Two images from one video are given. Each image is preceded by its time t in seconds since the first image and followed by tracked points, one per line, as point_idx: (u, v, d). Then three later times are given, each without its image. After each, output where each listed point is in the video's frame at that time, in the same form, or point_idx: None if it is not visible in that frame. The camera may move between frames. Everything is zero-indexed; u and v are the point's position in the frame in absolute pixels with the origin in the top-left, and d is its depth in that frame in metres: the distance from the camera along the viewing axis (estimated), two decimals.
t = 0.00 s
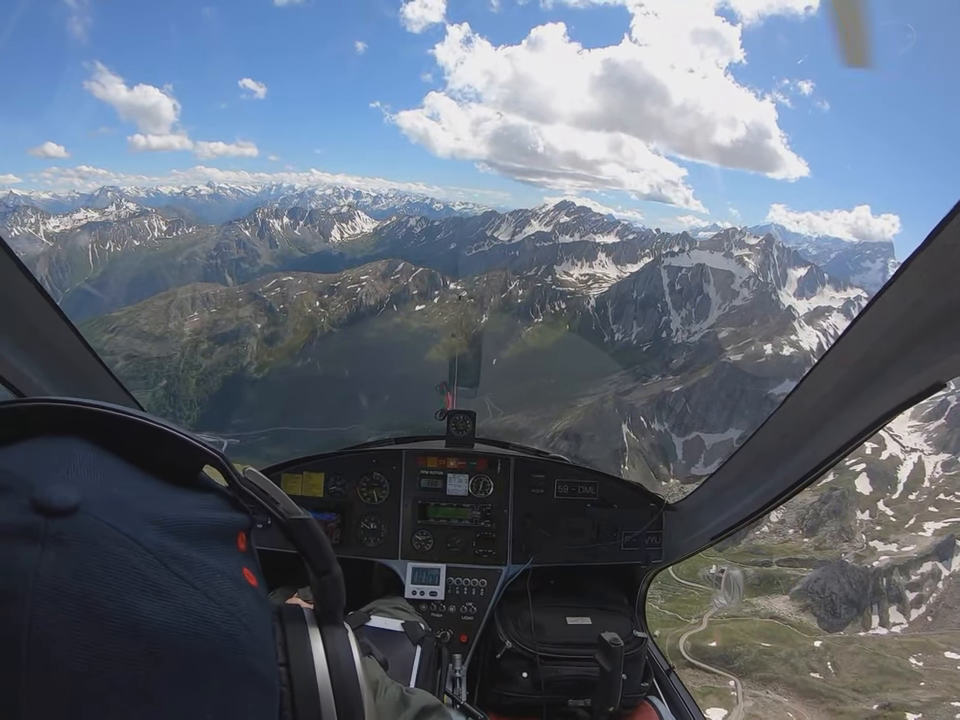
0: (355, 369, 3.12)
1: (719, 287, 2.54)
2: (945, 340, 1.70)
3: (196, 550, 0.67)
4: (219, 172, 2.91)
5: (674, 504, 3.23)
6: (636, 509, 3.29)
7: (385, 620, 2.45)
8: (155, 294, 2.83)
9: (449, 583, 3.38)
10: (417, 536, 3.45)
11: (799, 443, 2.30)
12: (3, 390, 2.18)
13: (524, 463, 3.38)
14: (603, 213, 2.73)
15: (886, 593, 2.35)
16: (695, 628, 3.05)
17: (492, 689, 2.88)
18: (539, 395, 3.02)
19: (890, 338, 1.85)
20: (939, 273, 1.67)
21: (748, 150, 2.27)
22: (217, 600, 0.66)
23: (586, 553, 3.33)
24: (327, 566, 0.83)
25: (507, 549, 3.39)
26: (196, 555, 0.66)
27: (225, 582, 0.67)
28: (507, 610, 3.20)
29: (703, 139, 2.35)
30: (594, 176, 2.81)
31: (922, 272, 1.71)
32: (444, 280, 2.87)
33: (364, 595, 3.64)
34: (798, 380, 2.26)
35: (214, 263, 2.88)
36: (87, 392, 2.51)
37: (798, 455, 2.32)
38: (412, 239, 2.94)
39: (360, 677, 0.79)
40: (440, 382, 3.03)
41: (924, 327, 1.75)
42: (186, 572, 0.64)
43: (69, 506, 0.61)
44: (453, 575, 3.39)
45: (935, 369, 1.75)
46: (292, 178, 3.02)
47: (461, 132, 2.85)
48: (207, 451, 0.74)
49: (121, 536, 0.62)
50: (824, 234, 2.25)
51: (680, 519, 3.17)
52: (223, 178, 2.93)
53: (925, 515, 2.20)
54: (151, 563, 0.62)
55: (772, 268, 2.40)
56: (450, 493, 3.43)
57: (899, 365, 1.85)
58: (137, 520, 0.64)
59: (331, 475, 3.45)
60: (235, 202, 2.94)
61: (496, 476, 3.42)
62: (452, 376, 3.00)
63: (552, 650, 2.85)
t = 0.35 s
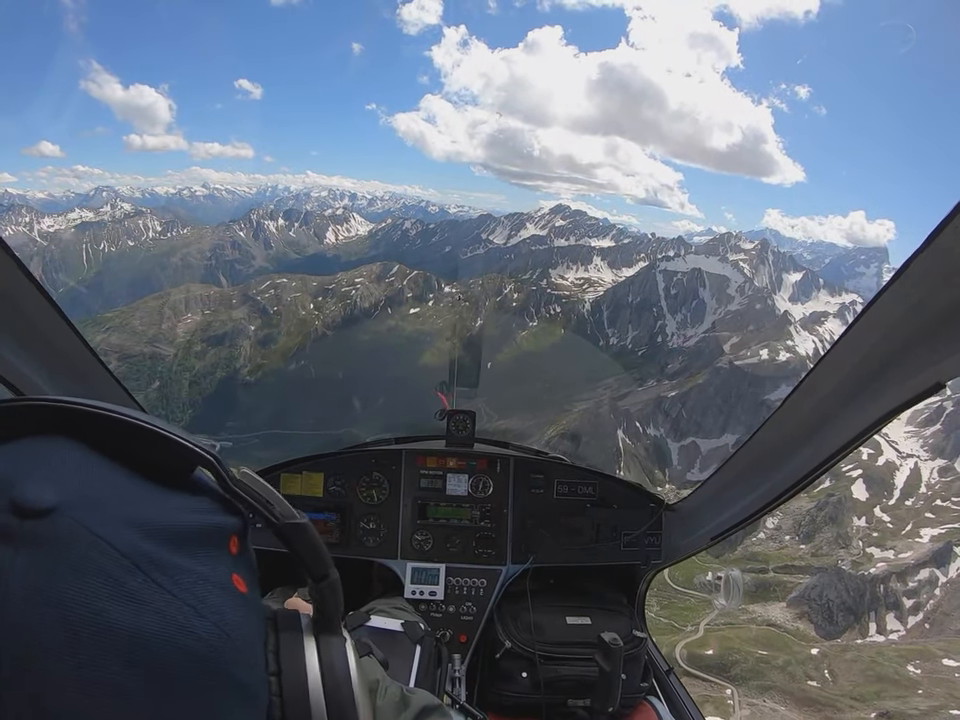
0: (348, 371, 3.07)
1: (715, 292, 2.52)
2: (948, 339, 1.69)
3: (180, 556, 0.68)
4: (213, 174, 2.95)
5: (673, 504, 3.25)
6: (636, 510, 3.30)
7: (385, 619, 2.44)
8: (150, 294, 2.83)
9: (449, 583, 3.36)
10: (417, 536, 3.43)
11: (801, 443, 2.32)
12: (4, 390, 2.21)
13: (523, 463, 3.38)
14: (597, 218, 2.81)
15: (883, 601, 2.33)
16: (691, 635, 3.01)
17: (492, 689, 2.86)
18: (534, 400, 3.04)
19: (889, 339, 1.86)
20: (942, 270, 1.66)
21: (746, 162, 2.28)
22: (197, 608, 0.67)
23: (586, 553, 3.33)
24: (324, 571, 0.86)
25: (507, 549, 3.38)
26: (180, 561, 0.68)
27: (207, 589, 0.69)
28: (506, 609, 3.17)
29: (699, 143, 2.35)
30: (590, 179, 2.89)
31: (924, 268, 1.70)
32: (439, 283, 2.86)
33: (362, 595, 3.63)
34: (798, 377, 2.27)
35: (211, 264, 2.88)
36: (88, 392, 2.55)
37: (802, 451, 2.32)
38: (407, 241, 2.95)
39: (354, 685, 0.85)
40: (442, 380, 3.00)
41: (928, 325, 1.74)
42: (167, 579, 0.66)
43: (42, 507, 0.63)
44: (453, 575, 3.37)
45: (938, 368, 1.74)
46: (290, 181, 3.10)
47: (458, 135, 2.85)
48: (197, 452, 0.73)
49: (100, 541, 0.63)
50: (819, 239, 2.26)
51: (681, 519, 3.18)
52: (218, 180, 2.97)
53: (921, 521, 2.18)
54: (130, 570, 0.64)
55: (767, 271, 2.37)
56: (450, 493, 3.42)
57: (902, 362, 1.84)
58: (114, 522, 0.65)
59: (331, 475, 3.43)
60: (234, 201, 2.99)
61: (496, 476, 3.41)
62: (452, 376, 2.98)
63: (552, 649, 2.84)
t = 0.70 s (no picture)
0: (346, 374, 3.07)
1: (712, 297, 2.52)
2: (949, 336, 1.71)
3: (171, 564, 0.69)
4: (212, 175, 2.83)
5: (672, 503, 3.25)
6: (635, 509, 3.30)
7: (383, 620, 2.42)
8: (143, 296, 2.77)
9: (447, 583, 3.35)
10: (416, 536, 3.42)
11: (800, 441, 2.34)
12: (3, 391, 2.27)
13: (523, 463, 3.37)
14: (596, 223, 2.72)
15: (882, 609, 2.30)
16: (689, 645, 3.02)
17: (491, 689, 2.85)
18: (532, 406, 3.04)
19: (888, 338, 1.87)
20: (941, 268, 1.67)
21: (744, 166, 2.27)
22: (182, 618, 0.68)
23: (584, 553, 3.32)
24: (337, 589, 0.87)
25: (506, 549, 3.37)
26: (170, 569, 0.68)
27: (196, 598, 0.70)
28: (504, 608, 3.16)
29: (696, 147, 2.37)
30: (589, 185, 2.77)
31: (921, 268, 1.71)
32: (437, 285, 2.84)
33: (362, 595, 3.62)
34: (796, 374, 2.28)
35: (207, 265, 2.80)
36: (87, 393, 2.60)
37: (802, 449, 2.34)
38: (404, 245, 2.86)
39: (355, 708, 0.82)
40: (440, 380, 3.04)
41: (928, 323, 1.76)
42: (154, 587, 0.67)
43: (36, 503, 0.65)
44: (450, 574, 3.36)
45: (941, 366, 1.75)
46: (288, 183, 2.92)
47: (455, 138, 2.80)
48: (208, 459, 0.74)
49: (88, 545, 0.65)
50: (816, 245, 2.27)
51: (678, 519, 3.19)
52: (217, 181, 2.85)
53: (921, 528, 2.16)
54: (115, 575, 0.65)
55: (765, 278, 2.36)
56: (448, 492, 3.42)
57: (903, 360, 1.86)
58: (106, 525, 0.66)
59: (330, 475, 3.43)
60: (230, 204, 2.84)
61: (494, 476, 3.40)
62: (451, 376, 3.01)
63: (551, 649, 2.82)
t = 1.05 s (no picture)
0: (343, 377, 3.03)
1: (712, 303, 2.51)
2: (942, 339, 1.72)
3: (203, 548, 0.70)
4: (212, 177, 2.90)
5: (670, 503, 3.24)
6: (632, 508, 3.30)
7: (380, 620, 2.36)
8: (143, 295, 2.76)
9: (446, 583, 3.32)
10: (414, 536, 3.40)
11: (798, 439, 2.34)
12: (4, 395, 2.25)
13: (521, 463, 3.35)
14: (595, 228, 2.74)
15: (883, 619, 2.27)
16: (687, 655, 2.99)
17: (490, 688, 2.83)
18: (531, 411, 3.02)
19: (886, 336, 1.87)
20: (936, 269, 1.68)
21: (743, 172, 2.21)
22: (223, 597, 0.69)
23: (582, 552, 3.31)
24: (330, 567, 0.88)
25: (505, 549, 3.35)
26: (203, 552, 0.70)
27: (230, 579, 0.71)
28: (503, 608, 3.15)
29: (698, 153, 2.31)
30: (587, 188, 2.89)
31: (918, 269, 1.72)
32: (434, 290, 2.81)
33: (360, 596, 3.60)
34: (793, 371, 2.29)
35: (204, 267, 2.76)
36: (87, 394, 2.55)
37: (800, 448, 2.34)
38: (405, 248, 2.91)
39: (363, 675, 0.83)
40: (438, 380, 3.03)
41: (922, 325, 1.76)
42: (194, 570, 0.68)
43: (75, 505, 0.64)
44: (450, 574, 3.33)
45: (934, 367, 1.76)
46: (288, 184, 3.04)
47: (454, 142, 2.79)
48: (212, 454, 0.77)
49: (130, 532, 0.65)
50: (814, 252, 2.22)
51: (676, 519, 3.18)
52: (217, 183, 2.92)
53: (921, 537, 2.13)
54: (159, 559, 0.65)
55: (764, 285, 2.35)
56: (447, 492, 3.40)
57: (899, 361, 1.86)
58: (144, 520, 0.67)
59: (328, 475, 3.42)
60: (231, 204, 2.91)
61: (493, 476, 3.38)
62: (449, 375, 2.98)
63: (550, 648, 2.82)
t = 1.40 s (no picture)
0: (342, 380, 3.04)
1: (713, 309, 2.51)
2: (938, 339, 1.69)
3: (210, 547, 0.70)
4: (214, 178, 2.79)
5: (667, 503, 3.21)
6: (630, 508, 3.28)
7: (378, 620, 2.33)
8: (144, 296, 2.74)
9: (443, 584, 3.31)
10: (411, 537, 3.38)
11: (793, 441, 2.31)
12: (3, 400, 2.21)
13: (517, 464, 3.35)
14: (596, 234, 2.72)
15: (885, 630, 2.26)
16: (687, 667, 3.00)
17: (489, 689, 2.84)
18: (530, 412, 3.02)
19: (883, 336, 1.85)
20: (935, 267, 1.66)
21: (744, 179, 2.22)
22: (234, 596, 0.69)
23: (580, 553, 3.29)
24: (323, 557, 0.88)
25: (502, 548, 3.35)
26: (211, 552, 0.70)
27: (239, 577, 0.71)
28: (499, 609, 3.14)
29: (700, 161, 2.30)
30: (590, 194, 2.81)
31: (917, 268, 1.70)
32: (435, 293, 2.85)
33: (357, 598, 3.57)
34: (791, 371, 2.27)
35: (206, 269, 2.75)
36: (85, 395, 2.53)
37: (794, 450, 2.31)
38: (405, 251, 2.88)
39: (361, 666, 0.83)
40: (435, 380, 3.01)
41: (919, 324, 1.74)
42: (205, 570, 0.67)
43: (83, 506, 0.63)
44: (447, 576, 3.32)
45: (929, 367, 1.74)
46: (289, 187, 2.98)
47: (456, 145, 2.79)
48: (206, 451, 0.78)
49: (142, 535, 0.64)
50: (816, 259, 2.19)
51: (674, 519, 3.14)
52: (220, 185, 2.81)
53: (923, 548, 2.11)
54: (172, 560, 0.65)
55: (766, 291, 2.33)
56: (444, 493, 3.39)
57: (894, 360, 1.84)
58: (152, 519, 0.67)
59: (324, 476, 3.40)
60: (227, 206, 2.81)
61: (489, 476, 3.38)
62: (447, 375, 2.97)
63: (547, 649, 2.82)
